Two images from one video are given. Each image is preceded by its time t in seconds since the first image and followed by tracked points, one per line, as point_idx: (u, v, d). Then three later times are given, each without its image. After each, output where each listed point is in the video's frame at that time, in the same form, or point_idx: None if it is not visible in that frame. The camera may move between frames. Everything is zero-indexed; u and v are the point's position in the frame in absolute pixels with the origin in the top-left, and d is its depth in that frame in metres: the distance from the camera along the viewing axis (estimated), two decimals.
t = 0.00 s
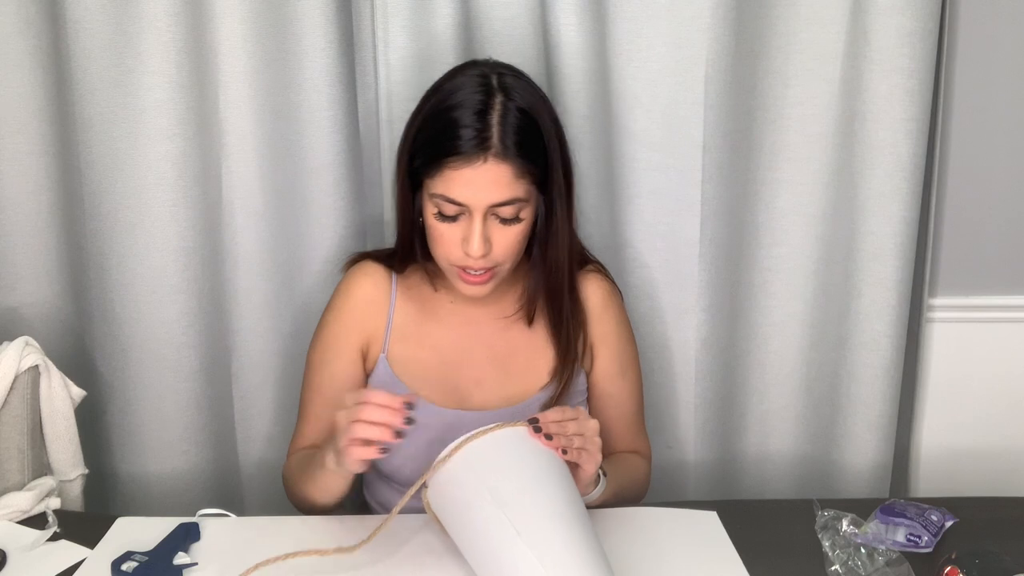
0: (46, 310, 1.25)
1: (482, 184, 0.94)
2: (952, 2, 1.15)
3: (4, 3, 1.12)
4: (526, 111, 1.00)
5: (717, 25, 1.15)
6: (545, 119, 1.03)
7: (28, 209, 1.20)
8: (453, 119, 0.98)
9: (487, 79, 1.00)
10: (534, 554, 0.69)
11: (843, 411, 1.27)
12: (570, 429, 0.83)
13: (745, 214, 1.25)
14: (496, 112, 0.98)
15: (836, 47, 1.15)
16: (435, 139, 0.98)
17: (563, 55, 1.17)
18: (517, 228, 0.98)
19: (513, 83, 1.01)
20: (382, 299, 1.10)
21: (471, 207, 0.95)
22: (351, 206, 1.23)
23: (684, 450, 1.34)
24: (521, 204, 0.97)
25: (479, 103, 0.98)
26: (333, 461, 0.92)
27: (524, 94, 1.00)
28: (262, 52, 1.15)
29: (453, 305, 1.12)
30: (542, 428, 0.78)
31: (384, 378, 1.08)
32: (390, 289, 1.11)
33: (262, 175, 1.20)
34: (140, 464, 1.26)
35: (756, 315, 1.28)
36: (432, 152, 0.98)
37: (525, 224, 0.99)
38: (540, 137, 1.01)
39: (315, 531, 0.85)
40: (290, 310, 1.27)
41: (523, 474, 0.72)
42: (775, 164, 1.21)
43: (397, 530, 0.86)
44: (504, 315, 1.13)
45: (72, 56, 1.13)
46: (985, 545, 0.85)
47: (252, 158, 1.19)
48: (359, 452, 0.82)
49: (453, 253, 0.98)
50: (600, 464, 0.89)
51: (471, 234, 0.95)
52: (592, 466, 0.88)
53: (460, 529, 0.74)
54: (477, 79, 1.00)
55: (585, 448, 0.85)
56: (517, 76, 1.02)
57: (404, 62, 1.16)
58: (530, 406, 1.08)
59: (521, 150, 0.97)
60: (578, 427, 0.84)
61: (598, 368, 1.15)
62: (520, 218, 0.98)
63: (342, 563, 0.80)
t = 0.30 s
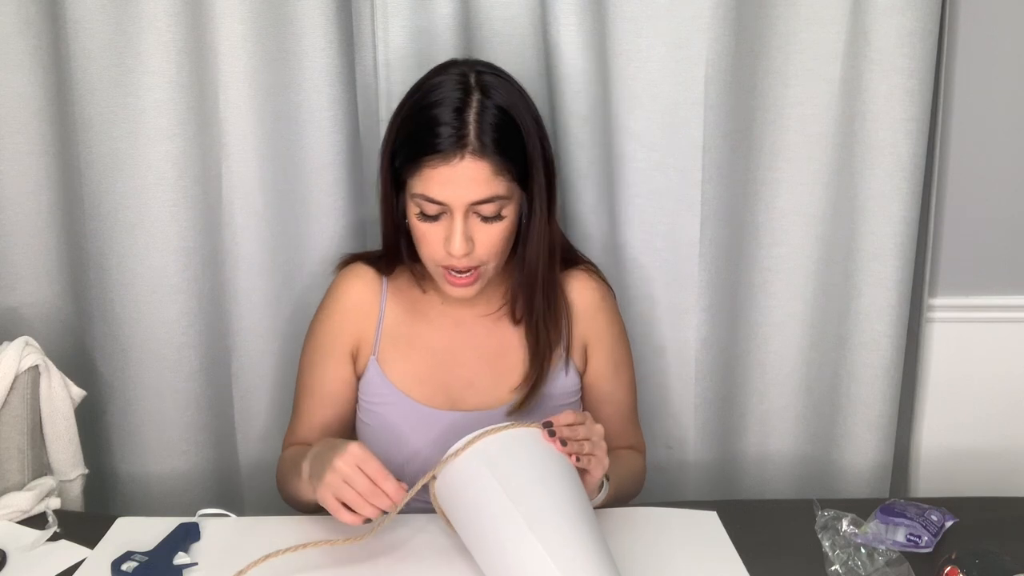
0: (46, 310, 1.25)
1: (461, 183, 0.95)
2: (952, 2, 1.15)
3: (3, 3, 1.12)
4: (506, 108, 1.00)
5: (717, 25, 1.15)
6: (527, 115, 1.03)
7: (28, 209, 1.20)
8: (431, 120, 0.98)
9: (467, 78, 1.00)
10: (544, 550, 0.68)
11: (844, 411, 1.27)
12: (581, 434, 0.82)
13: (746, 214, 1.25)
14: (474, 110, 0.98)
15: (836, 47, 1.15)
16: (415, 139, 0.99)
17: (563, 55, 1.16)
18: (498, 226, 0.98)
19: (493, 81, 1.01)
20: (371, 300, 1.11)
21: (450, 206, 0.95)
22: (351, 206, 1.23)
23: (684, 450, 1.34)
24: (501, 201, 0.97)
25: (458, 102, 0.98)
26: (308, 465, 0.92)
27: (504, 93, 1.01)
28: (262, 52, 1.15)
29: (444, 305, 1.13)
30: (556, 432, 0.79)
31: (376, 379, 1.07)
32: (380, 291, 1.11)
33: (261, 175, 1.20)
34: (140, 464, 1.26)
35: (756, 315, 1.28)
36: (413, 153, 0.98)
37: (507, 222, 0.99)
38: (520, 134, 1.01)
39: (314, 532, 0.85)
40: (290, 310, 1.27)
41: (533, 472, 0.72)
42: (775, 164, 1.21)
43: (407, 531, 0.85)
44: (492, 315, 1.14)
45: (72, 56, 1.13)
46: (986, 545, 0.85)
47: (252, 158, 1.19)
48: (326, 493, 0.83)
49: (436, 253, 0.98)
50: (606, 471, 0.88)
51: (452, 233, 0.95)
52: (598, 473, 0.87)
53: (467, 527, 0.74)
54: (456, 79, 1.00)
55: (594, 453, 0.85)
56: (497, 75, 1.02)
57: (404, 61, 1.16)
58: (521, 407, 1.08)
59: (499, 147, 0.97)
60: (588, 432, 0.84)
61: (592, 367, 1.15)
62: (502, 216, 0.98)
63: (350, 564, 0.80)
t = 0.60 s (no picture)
0: (46, 311, 1.24)
1: (469, 172, 0.95)
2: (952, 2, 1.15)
3: (3, 3, 1.12)
4: (507, 99, 1.00)
5: (717, 25, 1.15)
6: (526, 108, 1.03)
7: (28, 209, 1.20)
8: (433, 112, 0.98)
9: (467, 71, 1.00)
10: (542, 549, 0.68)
11: (843, 411, 1.27)
12: (580, 434, 0.82)
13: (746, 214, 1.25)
14: (477, 101, 0.98)
15: (836, 47, 1.15)
16: (419, 132, 0.99)
17: (563, 55, 1.16)
18: (505, 216, 0.98)
19: (493, 74, 1.01)
20: (372, 296, 1.10)
21: (458, 196, 0.95)
22: (351, 206, 1.23)
23: (684, 450, 1.34)
24: (507, 191, 0.97)
25: (459, 94, 0.98)
26: (318, 465, 0.89)
27: (504, 84, 1.01)
28: (262, 52, 1.15)
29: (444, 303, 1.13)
30: (554, 432, 0.79)
31: (375, 377, 1.07)
32: (381, 288, 1.11)
33: (261, 175, 1.20)
34: (140, 464, 1.26)
35: (756, 316, 1.28)
36: (417, 145, 0.98)
37: (512, 212, 0.99)
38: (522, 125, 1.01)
39: (314, 532, 0.85)
40: (290, 310, 1.27)
41: (530, 470, 0.72)
42: (775, 164, 1.21)
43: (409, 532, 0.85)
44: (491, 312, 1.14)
45: (72, 56, 1.13)
46: (985, 545, 0.85)
47: (253, 158, 1.19)
48: (341, 485, 0.81)
49: (443, 245, 0.98)
50: (607, 471, 0.88)
51: (460, 223, 0.95)
52: (599, 473, 0.87)
53: (467, 527, 0.73)
54: (457, 72, 1.00)
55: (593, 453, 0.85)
56: (495, 68, 1.02)
57: (404, 61, 1.16)
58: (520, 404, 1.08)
59: (503, 137, 0.98)
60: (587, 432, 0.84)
61: (590, 365, 1.15)
62: (507, 206, 0.98)
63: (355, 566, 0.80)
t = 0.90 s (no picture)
0: (46, 311, 1.24)
1: (478, 167, 0.95)
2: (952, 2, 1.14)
3: (3, 3, 1.12)
4: (516, 97, 1.01)
5: (717, 25, 1.15)
6: (535, 107, 1.03)
7: (28, 209, 1.19)
8: (442, 108, 0.98)
9: (478, 68, 1.01)
10: (542, 550, 0.68)
11: (843, 411, 1.27)
12: (580, 434, 0.82)
13: (746, 214, 1.25)
14: (486, 98, 0.99)
15: (836, 47, 1.15)
16: (428, 128, 0.99)
17: (563, 55, 1.17)
18: (512, 215, 0.98)
19: (504, 72, 1.01)
20: (379, 286, 1.10)
21: (466, 192, 0.95)
22: (351, 206, 1.23)
23: (685, 450, 1.34)
24: (516, 188, 0.97)
25: (470, 90, 0.99)
26: (344, 466, 0.85)
27: (513, 83, 1.01)
28: (262, 52, 1.15)
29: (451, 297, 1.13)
30: (555, 432, 0.78)
31: (378, 371, 1.07)
32: (389, 281, 1.11)
33: (261, 175, 1.20)
34: (140, 464, 1.26)
35: (756, 316, 1.28)
36: (426, 140, 0.99)
37: (521, 209, 0.99)
38: (530, 123, 1.02)
39: (314, 531, 0.85)
40: (290, 311, 1.27)
41: (530, 471, 0.72)
42: (775, 164, 1.21)
43: (410, 531, 0.86)
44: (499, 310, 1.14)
45: (73, 56, 1.13)
46: (985, 545, 0.85)
47: (253, 158, 1.19)
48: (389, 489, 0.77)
49: (450, 242, 0.98)
50: (608, 471, 0.88)
51: (467, 219, 0.95)
52: (600, 473, 0.87)
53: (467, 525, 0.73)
54: (468, 68, 1.01)
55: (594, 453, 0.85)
56: (506, 66, 1.02)
57: (404, 61, 1.16)
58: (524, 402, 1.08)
59: (511, 134, 0.98)
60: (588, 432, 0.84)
61: (594, 365, 1.15)
62: (516, 203, 0.98)
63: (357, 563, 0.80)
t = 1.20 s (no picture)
0: (46, 311, 1.24)
1: (460, 170, 0.95)
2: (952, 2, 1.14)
3: (4, 3, 1.11)
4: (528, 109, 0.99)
5: (717, 25, 1.15)
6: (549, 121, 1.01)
7: (28, 209, 1.19)
8: (449, 106, 0.98)
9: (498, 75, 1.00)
10: (545, 552, 0.68)
11: (843, 411, 1.27)
12: (581, 435, 0.82)
13: (746, 214, 1.25)
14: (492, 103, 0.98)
15: (836, 47, 1.15)
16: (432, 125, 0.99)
17: (563, 55, 1.17)
18: (491, 221, 0.98)
19: (524, 83, 1.00)
20: (387, 289, 1.11)
21: (447, 190, 0.95)
22: (351, 206, 1.23)
23: (685, 450, 1.34)
24: (500, 196, 0.97)
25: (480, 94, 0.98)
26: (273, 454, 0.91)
27: (528, 90, 1.00)
28: (262, 52, 1.15)
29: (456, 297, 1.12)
30: (556, 433, 0.78)
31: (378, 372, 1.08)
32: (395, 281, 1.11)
33: (261, 174, 1.20)
34: (141, 464, 1.26)
35: (756, 316, 1.28)
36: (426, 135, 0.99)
37: (502, 219, 0.98)
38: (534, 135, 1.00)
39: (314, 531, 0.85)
40: (290, 311, 1.27)
41: (531, 471, 0.72)
42: (776, 164, 1.21)
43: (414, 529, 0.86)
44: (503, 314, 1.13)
45: (73, 56, 1.14)
46: (985, 545, 0.85)
47: (253, 158, 1.19)
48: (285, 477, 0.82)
49: (426, 234, 0.99)
50: (609, 471, 0.88)
51: (442, 218, 0.96)
52: (601, 473, 0.87)
53: (469, 525, 0.73)
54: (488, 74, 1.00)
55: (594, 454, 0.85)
56: (527, 77, 1.01)
57: (403, 60, 1.16)
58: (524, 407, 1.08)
59: (506, 144, 0.97)
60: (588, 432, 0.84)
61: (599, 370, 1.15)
62: (498, 212, 0.98)
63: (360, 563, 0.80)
